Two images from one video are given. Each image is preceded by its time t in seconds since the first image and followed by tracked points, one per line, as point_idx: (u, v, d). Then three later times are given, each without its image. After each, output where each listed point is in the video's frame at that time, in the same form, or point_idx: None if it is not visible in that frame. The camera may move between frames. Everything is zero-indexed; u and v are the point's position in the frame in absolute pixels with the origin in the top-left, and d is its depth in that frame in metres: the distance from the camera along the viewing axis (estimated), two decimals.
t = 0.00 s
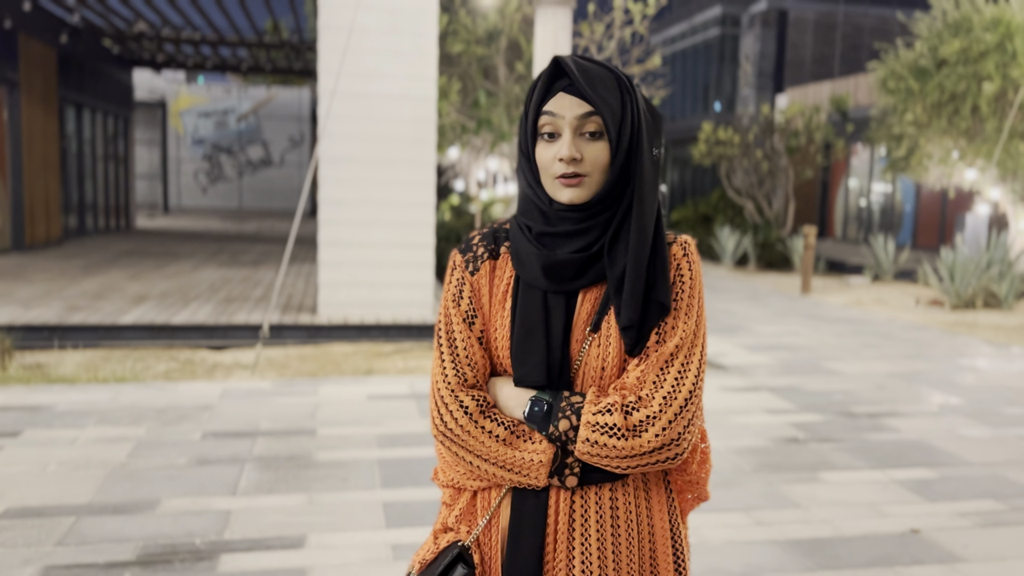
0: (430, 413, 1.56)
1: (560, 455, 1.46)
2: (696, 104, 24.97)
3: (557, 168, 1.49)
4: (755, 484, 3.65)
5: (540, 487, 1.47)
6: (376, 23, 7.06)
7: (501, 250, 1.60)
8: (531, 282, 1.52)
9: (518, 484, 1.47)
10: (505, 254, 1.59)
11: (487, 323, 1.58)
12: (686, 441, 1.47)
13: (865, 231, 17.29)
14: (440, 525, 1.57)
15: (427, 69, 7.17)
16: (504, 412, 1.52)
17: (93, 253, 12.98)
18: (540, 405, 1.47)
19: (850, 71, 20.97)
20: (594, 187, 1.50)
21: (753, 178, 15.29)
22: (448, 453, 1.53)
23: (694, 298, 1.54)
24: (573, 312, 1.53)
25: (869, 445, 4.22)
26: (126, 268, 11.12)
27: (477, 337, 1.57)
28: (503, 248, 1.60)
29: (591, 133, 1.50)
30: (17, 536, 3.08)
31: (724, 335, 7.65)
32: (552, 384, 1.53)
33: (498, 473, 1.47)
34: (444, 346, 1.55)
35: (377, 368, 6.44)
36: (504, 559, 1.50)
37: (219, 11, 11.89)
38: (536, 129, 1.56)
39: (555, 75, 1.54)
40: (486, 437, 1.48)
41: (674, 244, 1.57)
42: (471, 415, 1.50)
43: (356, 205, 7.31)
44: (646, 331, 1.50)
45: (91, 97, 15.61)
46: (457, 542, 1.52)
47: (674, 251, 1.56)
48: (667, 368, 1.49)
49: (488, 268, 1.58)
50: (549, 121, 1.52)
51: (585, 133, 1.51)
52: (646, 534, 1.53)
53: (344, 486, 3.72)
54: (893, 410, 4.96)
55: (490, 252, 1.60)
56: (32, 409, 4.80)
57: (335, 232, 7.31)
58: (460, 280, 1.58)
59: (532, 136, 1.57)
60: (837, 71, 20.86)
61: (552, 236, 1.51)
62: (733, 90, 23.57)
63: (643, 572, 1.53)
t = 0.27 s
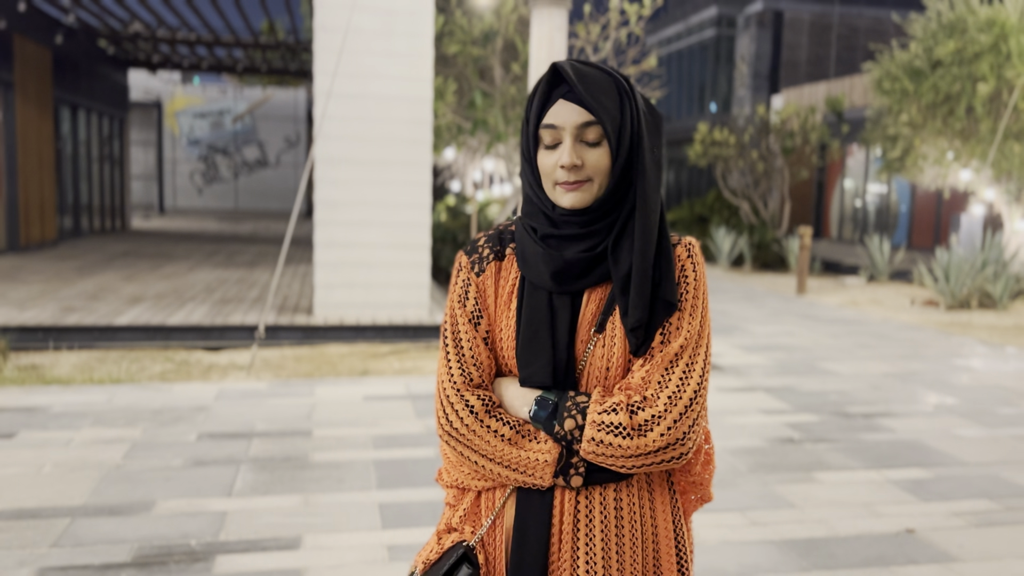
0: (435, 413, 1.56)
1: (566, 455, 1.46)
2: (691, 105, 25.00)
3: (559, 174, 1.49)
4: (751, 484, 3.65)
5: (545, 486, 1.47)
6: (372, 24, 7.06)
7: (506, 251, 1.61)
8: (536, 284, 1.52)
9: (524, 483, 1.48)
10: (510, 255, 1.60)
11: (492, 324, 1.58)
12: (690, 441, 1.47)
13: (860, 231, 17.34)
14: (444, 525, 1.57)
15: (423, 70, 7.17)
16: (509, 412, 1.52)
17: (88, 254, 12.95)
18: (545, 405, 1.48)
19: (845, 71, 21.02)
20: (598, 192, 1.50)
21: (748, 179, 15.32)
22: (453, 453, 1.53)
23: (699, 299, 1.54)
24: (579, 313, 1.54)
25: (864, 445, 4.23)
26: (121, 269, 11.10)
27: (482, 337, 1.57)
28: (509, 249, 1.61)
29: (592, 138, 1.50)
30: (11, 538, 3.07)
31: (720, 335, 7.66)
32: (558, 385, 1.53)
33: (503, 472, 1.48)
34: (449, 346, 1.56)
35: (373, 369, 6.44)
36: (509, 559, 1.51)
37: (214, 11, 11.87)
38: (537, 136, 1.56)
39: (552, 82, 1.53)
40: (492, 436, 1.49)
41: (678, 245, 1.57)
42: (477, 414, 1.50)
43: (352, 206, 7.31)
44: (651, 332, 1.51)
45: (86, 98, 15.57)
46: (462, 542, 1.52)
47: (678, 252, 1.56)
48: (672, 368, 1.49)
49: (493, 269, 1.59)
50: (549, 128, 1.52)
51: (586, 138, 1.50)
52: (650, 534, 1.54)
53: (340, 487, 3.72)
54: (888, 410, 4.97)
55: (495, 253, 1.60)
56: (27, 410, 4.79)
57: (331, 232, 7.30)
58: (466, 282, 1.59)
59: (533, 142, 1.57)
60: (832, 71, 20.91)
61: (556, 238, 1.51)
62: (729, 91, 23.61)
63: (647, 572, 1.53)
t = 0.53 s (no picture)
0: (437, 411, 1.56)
1: (567, 453, 1.46)
2: (687, 106, 25.02)
3: (568, 177, 1.50)
4: (747, 485, 3.66)
5: (546, 485, 1.47)
6: (368, 25, 7.06)
7: (509, 251, 1.61)
8: (539, 283, 1.52)
9: (525, 482, 1.47)
10: (513, 256, 1.60)
11: (494, 323, 1.59)
12: (692, 442, 1.47)
13: (856, 232, 17.38)
14: (444, 525, 1.57)
15: (419, 71, 7.17)
16: (510, 410, 1.52)
17: (84, 255, 12.91)
18: (547, 404, 1.48)
19: (840, 72, 21.06)
20: (605, 195, 1.50)
21: (744, 179, 15.34)
22: (455, 452, 1.53)
23: (700, 301, 1.54)
24: (581, 313, 1.54)
25: (860, 446, 4.24)
26: (116, 269, 11.07)
27: (484, 337, 1.57)
28: (511, 249, 1.61)
29: (603, 144, 1.50)
30: (6, 540, 3.07)
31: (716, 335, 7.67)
32: (560, 384, 1.53)
33: (505, 471, 1.48)
34: (452, 345, 1.55)
35: (369, 369, 6.44)
36: (509, 559, 1.50)
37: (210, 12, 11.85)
38: (547, 137, 1.56)
39: (566, 84, 1.53)
40: (494, 434, 1.49)
41: (681, 248, 1.57)
42: (479, 412, 1.50)
43: (347, 206, 7.30)
44: (653, 333, 1.51)
45: (81, 98, 15.53)
46: (462, 542, 1.52)
47: (680, 255, 1.56)
48: (674, 369, 1.49)
49: (496, 268, 1.59)
50: (560, 130, 1.52)
51: (597, 143, 1.50)
52: (650, 534, 1.53)
53: (336, 488, 3.72)
54: (883, 410, 4.99)
55: (498, 253, 1.60)
56: (22, 411, 4.77)
57: (327, 233, 7.30)
58: (469, 281, 1.59)
59: (542, 143, 1.57)
60: (828, 72, 20.95)
61: (561, 239, 1.52)
62: (725, 92, 23.64)
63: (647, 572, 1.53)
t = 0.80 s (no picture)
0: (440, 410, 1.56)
1: (568, 453, 1.46)
2: (683, 107, 25.05)
3: (570, 177, 1.50)
4: (743, 485, 3.66)
5: (546, 484, 1.47)
6: (365, 25, 7.06)
7: (512, 251, 1.61)
8: (542, 284, 1.52)
9: (526, 481, 1.47)
10: (515, 256, 1.60)
11: (497, 324, 1.59)
12: (693, 443, 1.48)
13: (852, 232, 17.42)
14: (444, 524, 1.56)
15: (416, 71, 7.17)
16: (512, 410, 1.53)
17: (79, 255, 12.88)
18: (549, 403, 1.48)
19: (836, 73, 21.10)
20: (606, 196, 1.50)
21: (740, 179, 15.36)
22: (456, 451, 1.53)
23: (702, 304, 1.55)
24: (583, 314, 1.54)
25: (856, 446, 4.25)
26: (112, 270, 11.05)
27: (487, 336, 1.58)
28: (514, 250, 1.61)
29: (605, 145, 1.50)
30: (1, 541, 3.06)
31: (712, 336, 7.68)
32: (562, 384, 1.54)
33: (505, 470, 1.48)
34: (454, 344, 1.55)
35: (366, 370, 6.44)
36: (510, 558, 1.50)
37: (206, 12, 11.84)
38: (550, 138, 1.56)
39: (570, 86, 1.53)
40: (495, 433, 1.49)
41: (682, 250, 1.58)
42: (482, 411, 1.50)
43: (344, 207, 7.30)
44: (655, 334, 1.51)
45: (77, 98, 15.49)
46: (463, 541, 1.52)
47: (682, 257, 1.56)
48: (675, 371, 1.50)
49: (499, 268, 1.59)
50: (564, 131, 1.52)
51: (599, 145, 1.51)
52: (650, 534, 1.54)
53: (333, 488, 3.72)
54: (879, 410, 4.99)
55: (500, 253, 1.60)
56: (18, 412, 4.76)
57: (323, 234, 7.29)
58: (471, 281, 1.59)
59: (546, 143, 1.57)
60: (824, 73, 20.98)
61: (564, 240, 1.52)
62: (721, 93, 23.66)
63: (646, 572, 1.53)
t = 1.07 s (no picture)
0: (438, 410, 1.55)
1: (566, 452, 1.46)
2: (680, 108, 25.07)
3: (548, 169, 1.51)
4: (739, 485, 3.67)
5: (545, 483, 1.47)
6: (362, 26, 7.06)
7: (512, 252, 1.61)
8: (541, 282, 1.52)
9: (525, 479, 1.47)
10: (515, 256, 1.60)
11: (496, 323, 1.59)
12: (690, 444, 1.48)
13: (848, 232, 17.46)
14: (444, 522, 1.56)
15: (413, 72, 7.17)
16: (510, 408, 1.52)
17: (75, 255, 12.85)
18: (548, 401, 1.47)
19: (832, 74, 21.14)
20: (587, 188, 1.50)
21: (737, 180, 15.39)
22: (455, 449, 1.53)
23: (700, 306, 1.55)
24: (582, 315, 1.54)
25: (852, 446, 4.26)
26: (108, 271, 11.03)
27: (486, 337, 1.58)
28: (514, 250, 1.61)
29: (582, 136, 1.50)
30: None
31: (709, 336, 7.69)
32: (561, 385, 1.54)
33: (504, 469, 1.48)
34: (453, 344, 1.55)
35: (362, 371, 6.43)
36: (510, 556, 1.50)
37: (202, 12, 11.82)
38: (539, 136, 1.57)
39: (555, 85, 1.55)
40: (493, 432, 1.49)
41: (682, 251, 1.57)
42: (479, 410, 1.49)
43: (340, 207, 7.29)
44: (652, 336, 1.51)
45: (72, 98, 15.45)
46: (462, 539, 1.52)
47: (682, 259, 1.56)
48: (673, 372, 1.50)
49: (499, 268, 1.59)
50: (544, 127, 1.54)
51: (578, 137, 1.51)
52: (649, 532, 1.55)
53: (330, 489, 3.71)
54: (875, 410, 5.01)
55: (500, 254, 1.60)
56: (13, 413, 4.75)
57: (320, 234, 7.29)
58: (471, 281, 1.59)
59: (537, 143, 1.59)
60: (821, 73, 21.01)
61: (557, 237, 1.52)
62: (718, 94, 23.69)
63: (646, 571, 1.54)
